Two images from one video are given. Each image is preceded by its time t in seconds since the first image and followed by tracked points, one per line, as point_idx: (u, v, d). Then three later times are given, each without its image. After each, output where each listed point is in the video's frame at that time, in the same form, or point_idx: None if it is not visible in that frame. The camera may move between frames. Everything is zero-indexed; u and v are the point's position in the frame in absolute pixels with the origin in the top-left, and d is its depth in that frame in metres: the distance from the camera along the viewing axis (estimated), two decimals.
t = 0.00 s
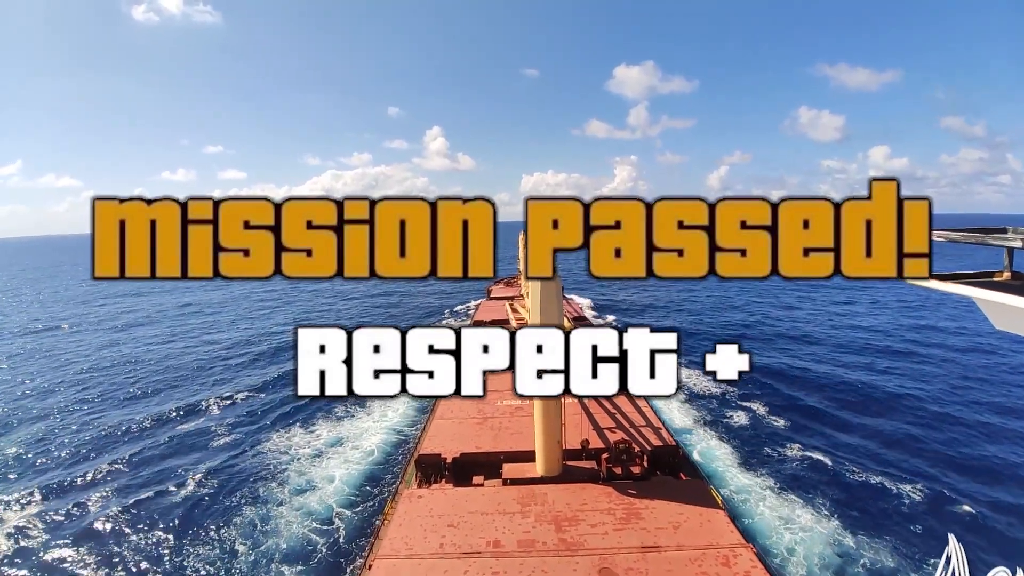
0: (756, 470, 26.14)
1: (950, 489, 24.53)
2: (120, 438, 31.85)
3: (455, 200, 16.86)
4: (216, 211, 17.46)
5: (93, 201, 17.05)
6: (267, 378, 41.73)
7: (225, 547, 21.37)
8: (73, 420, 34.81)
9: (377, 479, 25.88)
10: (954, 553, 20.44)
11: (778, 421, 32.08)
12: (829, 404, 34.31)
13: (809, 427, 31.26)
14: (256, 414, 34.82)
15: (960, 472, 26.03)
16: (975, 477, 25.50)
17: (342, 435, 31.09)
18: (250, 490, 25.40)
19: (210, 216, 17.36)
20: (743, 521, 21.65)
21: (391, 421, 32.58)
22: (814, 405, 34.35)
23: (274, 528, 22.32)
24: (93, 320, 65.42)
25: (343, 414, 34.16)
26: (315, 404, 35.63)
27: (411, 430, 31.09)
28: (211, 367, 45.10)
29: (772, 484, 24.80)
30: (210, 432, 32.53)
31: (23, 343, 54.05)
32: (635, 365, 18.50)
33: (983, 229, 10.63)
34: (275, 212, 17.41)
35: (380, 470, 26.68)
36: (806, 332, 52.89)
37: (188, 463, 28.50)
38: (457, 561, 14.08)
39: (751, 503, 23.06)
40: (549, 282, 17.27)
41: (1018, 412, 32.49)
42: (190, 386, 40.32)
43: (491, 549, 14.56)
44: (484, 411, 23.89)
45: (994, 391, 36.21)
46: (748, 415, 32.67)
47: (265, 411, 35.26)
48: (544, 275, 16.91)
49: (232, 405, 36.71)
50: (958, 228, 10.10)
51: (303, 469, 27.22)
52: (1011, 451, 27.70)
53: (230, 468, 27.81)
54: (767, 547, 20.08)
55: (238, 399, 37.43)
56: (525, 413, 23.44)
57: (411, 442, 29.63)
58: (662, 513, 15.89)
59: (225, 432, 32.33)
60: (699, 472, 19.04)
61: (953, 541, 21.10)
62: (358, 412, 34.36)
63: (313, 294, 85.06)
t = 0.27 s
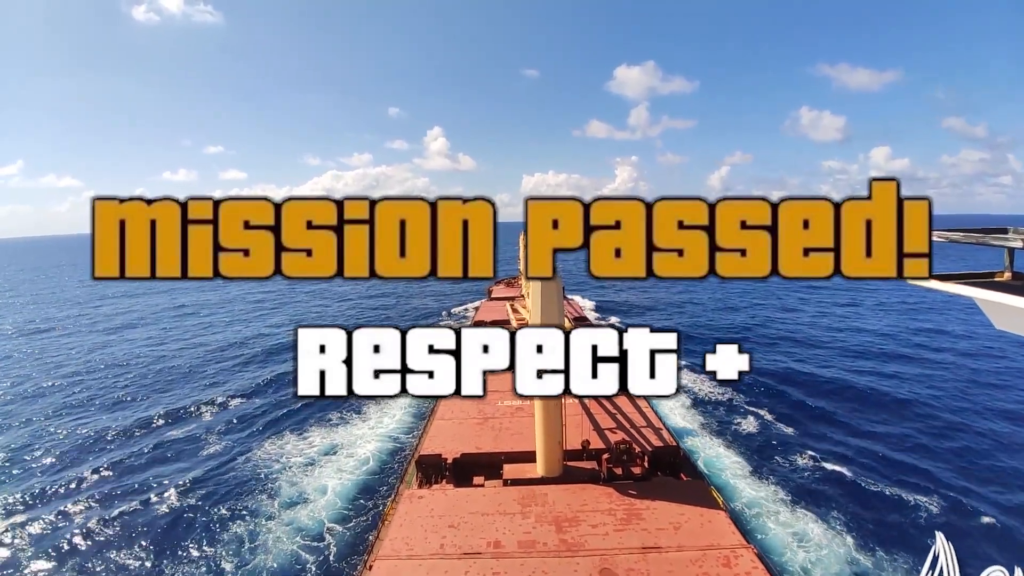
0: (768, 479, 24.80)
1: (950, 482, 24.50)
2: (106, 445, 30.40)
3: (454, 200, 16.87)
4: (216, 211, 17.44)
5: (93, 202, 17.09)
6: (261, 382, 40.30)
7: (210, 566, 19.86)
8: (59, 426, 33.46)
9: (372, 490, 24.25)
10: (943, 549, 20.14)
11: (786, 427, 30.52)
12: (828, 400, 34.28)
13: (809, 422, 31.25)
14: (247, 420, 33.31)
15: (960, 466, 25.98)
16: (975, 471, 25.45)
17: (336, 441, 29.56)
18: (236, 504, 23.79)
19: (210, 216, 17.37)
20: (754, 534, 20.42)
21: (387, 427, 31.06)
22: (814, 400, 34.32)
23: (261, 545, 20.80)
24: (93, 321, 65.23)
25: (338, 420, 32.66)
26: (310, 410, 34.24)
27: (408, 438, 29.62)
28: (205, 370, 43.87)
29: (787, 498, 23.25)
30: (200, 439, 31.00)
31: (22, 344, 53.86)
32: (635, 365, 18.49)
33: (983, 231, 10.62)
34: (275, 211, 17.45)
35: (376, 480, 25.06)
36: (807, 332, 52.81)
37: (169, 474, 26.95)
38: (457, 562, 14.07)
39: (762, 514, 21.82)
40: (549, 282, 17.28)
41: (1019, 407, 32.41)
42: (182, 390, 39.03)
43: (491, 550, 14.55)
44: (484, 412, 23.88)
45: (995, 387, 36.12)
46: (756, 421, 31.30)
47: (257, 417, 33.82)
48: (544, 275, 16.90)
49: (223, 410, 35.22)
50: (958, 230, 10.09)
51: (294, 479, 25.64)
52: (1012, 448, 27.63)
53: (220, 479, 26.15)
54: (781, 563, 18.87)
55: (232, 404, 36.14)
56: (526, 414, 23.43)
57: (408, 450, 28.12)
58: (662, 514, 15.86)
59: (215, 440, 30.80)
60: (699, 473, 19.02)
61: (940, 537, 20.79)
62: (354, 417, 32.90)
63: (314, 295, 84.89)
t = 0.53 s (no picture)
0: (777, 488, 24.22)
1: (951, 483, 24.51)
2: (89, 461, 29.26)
3: (455, 200, 16.89)
4: (216, 211, 17.44)
5: (93, 202, 17.12)
6: (253, 393, 39.18)
7: None
8: (46, 440, 32.42)
9: (366, 505, 23.18)
10: (932, 549, 20.12)
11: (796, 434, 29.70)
12: (830, 402, 34.26)
13: (810, 423, 31.31)
14: (237, 433, 32.20)
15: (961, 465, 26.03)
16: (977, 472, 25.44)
17: (330, 453, 28.59)
18: (223, 522, 22.75)
19: (210, 216, 17.38)
20: (770, 552, 19.35)
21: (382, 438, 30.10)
22: (815, 402, 34.29)
23: (248, 567, 19.71)
24: (93, 326, 65.11)
25: (332, 430, 31.68)
26: (303, 421, 33.28)
27: (404, 449, 28.65)
28: (197, 379, 42.84)
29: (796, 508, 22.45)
30: (187, 454, 29.83)
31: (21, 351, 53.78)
32: (635, 365, 18.48)
33: (983, 231, 10.61)
34: (275, 211, 17.46)
35: (371, 495, 23.95)
36: (808, 333, 52.75)
37: (145, 494, 25.58)
38: (459, 566, 14.02)
39: (776, 530, 20.75)
40: (549, 282, 17.27)
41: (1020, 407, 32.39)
42: (174, 400, 38.02)
43: (493, 553, 14.50)
44: (485, 415, 23.85)
45: (996, 386, 36.08)
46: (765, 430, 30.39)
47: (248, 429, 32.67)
48: (544, 275, 16.91)
49: (212, 423, 34.07)
50: (959, 230, 10.07)
51: (286, 493, 24.60)
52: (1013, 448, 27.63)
53: (205, 498, 24.92)
54: None
55: (223, 416, 35.11)
56: (527, 416, 23.41)
57: (404, 462, 27.11)
58: (664, 517, 15.82)
59: (206, 453, 29.78)
60: (701, 475, 18.98)
61: (929, 538, 20.68)
62: (349, 427, 31.93)
63: (313, 299, 84.74)
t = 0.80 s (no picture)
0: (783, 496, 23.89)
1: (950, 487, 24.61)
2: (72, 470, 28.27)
3: (455, 200, 16.90)
4: (216, 211, 17.43)
5: (93, 202, 17.10)
6: (244, 398, 38.19)
7: None
8: (34, 443, 31.85)
9: (357, 520, 22.31)
10: (927, 554, 20.20)
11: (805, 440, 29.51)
12: (828, 405, 34.38)
13: (809, 426, 31.41)
14: (226, 441, 31.21)
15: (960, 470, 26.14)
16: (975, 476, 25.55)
17: (321, 461, 27.71)
18: (208, 537, 21.86)
19: (210, 216, 17.37)
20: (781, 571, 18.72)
21: (376, 446, 29.23)
22: (813, 405, 34.42)
23: None
24: (90, 327, 64.84)
25: (324, 437, 30.72)
26: (295, 429, 32.32)
27: (398, 457, 27.78)
28: (189, 382, 42.01)
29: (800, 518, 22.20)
30: (173, 462, 28.81)
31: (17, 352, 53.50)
32: (634, 365, 18.50)
33: (980, 232, 10.66)
34: (275, 211, 17.46)
35: (362, 508, 23.08)
36: (806, 333, 52.83)
37: (126, 506, 24.50)
38: (458, 567, 14.02)
39: (786, 547, 20.12)
40: (549, 282, 17.30)
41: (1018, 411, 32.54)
42: (164, 405, 37.13)
43: (492, 554, 14.49)
44: (484, 415, 23.83)
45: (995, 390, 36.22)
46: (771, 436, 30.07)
47: (237, 436, 31.68)
48: (544, 275, 16.93)
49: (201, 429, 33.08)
50: (957, 231, 10.11)
51: (274, 505, 23.67)
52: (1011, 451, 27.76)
53: (189, 511, 23.94)
54: None
55: (214, 422, 34.19)
56: (526, 417, 23.41)
57: (398, 472, 26.22)
58: (662, 517, 15.83)
59: (192, 461, 28.82)
60: (699, 476, 19.02)
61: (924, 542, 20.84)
62: (342, 434, 30.97)
63: (312, 299, 84.57)
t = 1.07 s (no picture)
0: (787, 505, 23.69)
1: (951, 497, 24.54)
2: (57, 477, 27.53)
3: (454, 200, 16.90)
4: (216, 211, 17.48)
5: (93, 201, 17.13)
6: (237, 403, 37.50)
7: None
8: (24, 445, 31.38)
9: (350, 534, 21.57)
10: (930, 557, 20.49)
11: (819, 451, 29.05)
12: (829, 411, 34.36)
13: (810, 433, 31.38)
14: (216, 448, 30.49)
15: (960, 480, 26.13)
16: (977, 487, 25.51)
17: (313, 470, 27.04)
18: (193, 551, 21.17)
19: (210, 216, 17.41)
20: None
21: (370, 454, 28.61)
22: (815, 412, 34.39)
23: None
24: (89, 327, 64.74)
25: (317, 445, 30.07)
26: (287, 436, 31.64)
27: (394, 465, 27.18)
28: (182, 385, 41.38)
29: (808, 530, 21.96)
30: (161, 471, 28.10)
31: (16, 351, 53.41)
32: (634, 365, 18.47)
33: (982, 236, 10.62)
34: (274, 211, 17.47)
35: (354, 523, 22.33)
36: (808, 337, 52.72)
37: (109, 518, 23.78)
38: (457, 569, 13.96)
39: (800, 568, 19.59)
40: (550, 283, 17.27)
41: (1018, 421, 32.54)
42: (155, 409, 36.45)
43: (491, 556, 14.45)
44: (485, 417, 23.80)
45: (995, 399, 36.21)
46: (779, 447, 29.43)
47: (227, 444, 30.96)
48: (544, 275, 16.92)
49: (190, 436, 32.33)
50: (959, 234, 10.07)
51: (263, 518, 22.85)
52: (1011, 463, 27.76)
53: (175, 522, 23.31)
54: None
55: (205, 427, 33.55)
56: (526, 419, 23.37)
57: (393, 482, 25.56)
58: (663, 520, 15.77)
59: (181, 470, 28.07)
60: (700, 479, 18.99)
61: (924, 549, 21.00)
62: (335, 441, 30.38)
63: (312, 299, 84.52)
